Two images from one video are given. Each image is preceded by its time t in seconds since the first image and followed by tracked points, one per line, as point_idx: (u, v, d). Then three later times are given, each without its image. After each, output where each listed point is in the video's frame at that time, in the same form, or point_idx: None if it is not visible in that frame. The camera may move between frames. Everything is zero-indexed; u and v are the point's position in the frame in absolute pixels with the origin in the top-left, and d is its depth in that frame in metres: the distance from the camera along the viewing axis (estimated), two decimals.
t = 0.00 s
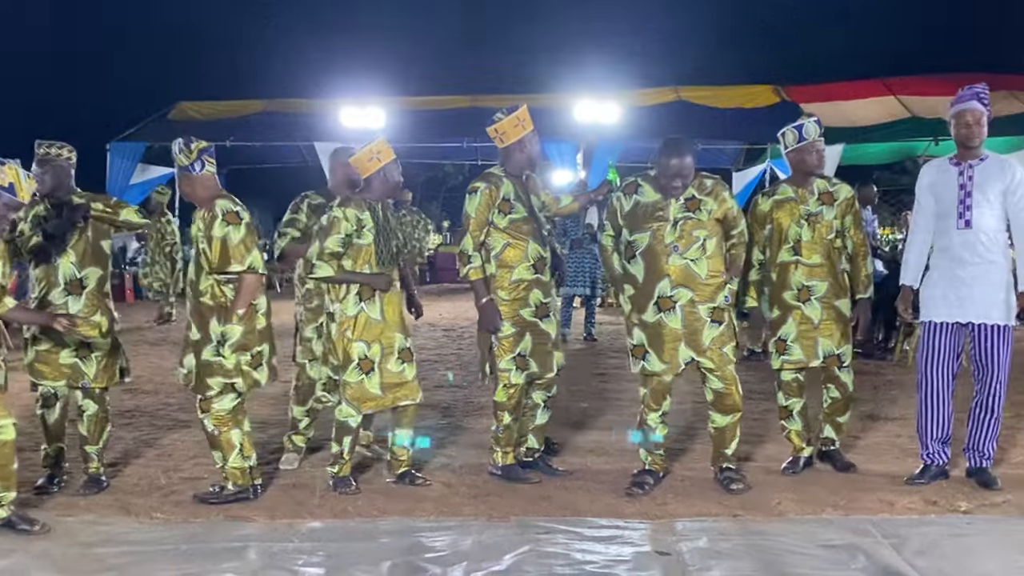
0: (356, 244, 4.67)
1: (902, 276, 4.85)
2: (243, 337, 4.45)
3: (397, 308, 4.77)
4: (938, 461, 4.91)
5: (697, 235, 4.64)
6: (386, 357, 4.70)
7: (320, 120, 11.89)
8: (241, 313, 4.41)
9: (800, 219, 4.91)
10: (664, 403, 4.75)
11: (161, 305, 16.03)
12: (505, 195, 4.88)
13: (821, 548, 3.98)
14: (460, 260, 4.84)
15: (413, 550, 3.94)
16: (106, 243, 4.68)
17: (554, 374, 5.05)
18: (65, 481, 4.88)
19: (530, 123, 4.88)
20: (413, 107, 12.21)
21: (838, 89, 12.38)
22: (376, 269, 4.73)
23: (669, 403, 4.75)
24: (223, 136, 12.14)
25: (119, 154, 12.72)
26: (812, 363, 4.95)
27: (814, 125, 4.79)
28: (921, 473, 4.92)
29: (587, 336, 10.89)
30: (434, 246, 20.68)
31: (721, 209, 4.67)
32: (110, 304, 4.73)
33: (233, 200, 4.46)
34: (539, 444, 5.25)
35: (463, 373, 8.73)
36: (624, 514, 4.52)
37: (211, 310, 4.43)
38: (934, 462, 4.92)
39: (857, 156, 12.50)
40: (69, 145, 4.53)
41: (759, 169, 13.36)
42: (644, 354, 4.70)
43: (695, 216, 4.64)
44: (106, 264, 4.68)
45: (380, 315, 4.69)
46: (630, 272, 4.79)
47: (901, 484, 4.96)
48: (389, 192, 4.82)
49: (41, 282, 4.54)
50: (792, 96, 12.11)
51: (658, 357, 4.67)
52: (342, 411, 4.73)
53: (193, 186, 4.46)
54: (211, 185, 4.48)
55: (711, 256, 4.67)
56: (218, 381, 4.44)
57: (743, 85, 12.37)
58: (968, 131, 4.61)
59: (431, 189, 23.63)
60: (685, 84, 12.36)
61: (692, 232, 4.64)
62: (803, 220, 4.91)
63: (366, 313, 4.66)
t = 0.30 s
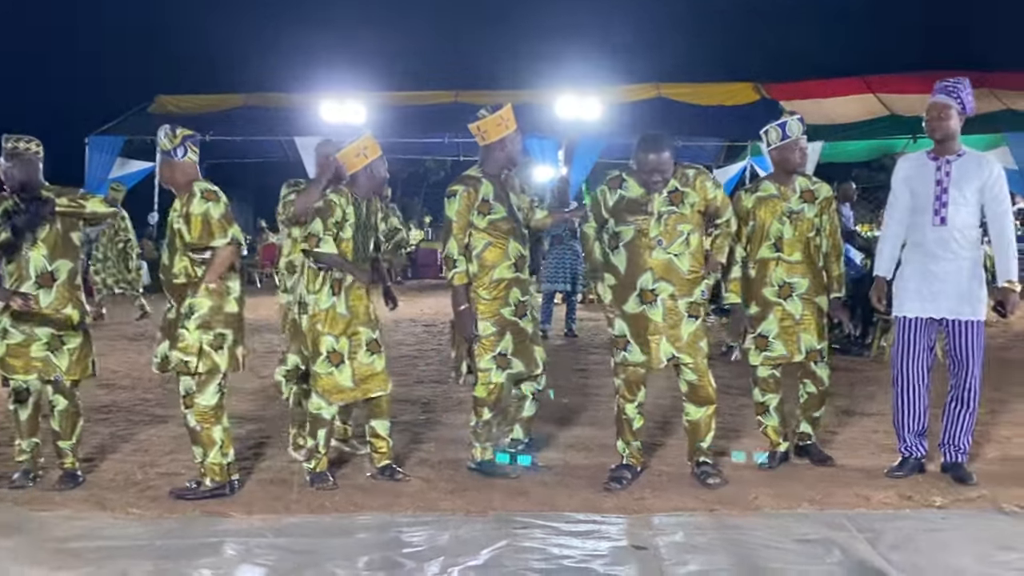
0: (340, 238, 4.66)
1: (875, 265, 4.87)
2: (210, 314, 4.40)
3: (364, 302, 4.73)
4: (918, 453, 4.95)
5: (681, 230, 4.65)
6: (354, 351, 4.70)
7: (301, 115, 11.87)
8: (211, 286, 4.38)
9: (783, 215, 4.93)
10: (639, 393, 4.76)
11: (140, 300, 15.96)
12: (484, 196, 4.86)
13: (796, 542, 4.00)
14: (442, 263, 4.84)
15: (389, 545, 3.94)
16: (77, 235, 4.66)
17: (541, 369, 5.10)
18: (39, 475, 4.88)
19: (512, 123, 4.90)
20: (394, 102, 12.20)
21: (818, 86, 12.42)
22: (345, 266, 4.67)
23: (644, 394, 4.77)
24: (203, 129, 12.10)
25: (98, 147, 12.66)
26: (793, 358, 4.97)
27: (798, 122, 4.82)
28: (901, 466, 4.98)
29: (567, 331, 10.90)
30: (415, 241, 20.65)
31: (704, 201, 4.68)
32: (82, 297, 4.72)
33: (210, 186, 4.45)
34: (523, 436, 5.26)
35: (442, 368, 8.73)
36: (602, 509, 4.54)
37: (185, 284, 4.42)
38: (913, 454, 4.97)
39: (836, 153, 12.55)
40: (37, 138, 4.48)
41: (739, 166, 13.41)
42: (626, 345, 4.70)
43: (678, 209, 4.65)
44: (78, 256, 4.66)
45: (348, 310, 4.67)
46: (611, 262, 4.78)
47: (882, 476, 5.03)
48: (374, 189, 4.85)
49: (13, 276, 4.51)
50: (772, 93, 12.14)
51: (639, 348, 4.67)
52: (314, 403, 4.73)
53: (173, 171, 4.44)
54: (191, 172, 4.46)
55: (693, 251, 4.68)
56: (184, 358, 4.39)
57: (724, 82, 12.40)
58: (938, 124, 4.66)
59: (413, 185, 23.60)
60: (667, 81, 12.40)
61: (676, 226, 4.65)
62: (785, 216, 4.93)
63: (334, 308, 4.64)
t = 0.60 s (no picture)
0: (336, 233, 4.60)
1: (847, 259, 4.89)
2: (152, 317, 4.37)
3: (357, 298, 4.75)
4: (903, 450, 4.97)
5: (670, 230, 4.67)
6: (342, 347, 4.70)
7: (285, 109, 11.85)
8: (161, 289, 4.36)
9: (779, 212, 4.94)
10: (623, 390, 4.76)
11: (122, 295, 15.89)
12: (474, 188, 4.87)
13: (779, 537, 4.02)
14: (432, 254, 4.88)
15: (373, 540, 3.94)
16: (52, 228, 4.64)
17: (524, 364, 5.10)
18: (20, 471, 4.85)
19: (500, 116, 4.89)
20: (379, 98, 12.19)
21: (802, 83, 12.46)
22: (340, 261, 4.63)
23: (628, 391, 4.76)
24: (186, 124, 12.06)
25: (81, 141, 12.60)
26: (779, 355, 4.99)
27: (796, 122, 4.87)
28: (886, 462, 4.99)
29: (552, 327, 10.90)
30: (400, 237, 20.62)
31: (695, 205, 4.70)
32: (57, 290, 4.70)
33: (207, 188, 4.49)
34: (504, 434, 5.24)
35: (426, 364, 8.72)
36: (586, 504, 4.54)
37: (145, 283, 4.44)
38: (898, 451, 4.99)
39: (820, 150, 12.59)
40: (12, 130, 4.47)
41: (724, 162, 13.44)
42: (605, 339, 4.72)
43: (670, 210, 4.66)
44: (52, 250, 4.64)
45: (341, 307, 4.67)
46: (600, 257, 4.78)
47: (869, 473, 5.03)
48: (373, 183, 4.80)
49: None
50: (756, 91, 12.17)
51: (618, 345, 4.69)
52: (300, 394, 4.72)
53: (165, 163, 4.46)
54: (184, 167, 4.46)
55: (681, 252, 4.70)
56: (139, 363, 4.39)
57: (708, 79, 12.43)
58: (904, 121, 4.73)
59: (397, 180, 23.57)
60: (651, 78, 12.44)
61: (665, 226, 4.66)
62: (781, 213, 4.94)
63: (331, 305, 4.64)
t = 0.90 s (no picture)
0: (328, 215, 4.63)
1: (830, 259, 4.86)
2: (127, 319, 4.36)
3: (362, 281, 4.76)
4: (888, 445, 5.00)
5: (648, 226, 4.66)
6: (347, 330, 4.71)
7: (270, 104, 11.82)
8: (133, 291, 4.35)
9: (772, 210, 4.95)
10: (612, 388, 4.76)
11: (107, 291, 15.81)
12: (466, 181, 4.86)
13: (765, 532, 4.03)
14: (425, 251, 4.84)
15: (359, 536, 3.94)
16: (30, 221, 4.63)
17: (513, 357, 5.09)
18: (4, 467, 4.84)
19: (489, 110, 4.89)
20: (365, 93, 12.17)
21: (787, 79, 12.49)
22: (346, 242, 4.68)
23: (617, 388, 4.77)
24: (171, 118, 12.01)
25: (65, 136, 12.55)
26: (772, 351, 5.02)
27: (787, 118, 4.86)
28: (872, 458, 5.02)
29: (539, 323, 10.90)
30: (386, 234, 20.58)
31: (671, 198, 4.69)
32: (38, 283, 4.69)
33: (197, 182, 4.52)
34: (491, 429, 5.26)
35: (413, 359, 8.71)
36: (572, 499, 4.55)
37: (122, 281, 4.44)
38: (883, 446, 5.01)
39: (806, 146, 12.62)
40: None
41: (710, 158, 13.46)
42: (596, 342, 4.71)
43: (646, 206, 4.65)
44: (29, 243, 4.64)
45: (347, 289, 4.69)
46: (581, 262, 4.77)
47: (854, 468, 5.05)
48: (360, 165, 4.83)
49: None
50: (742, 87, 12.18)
51: (611, 344, 4.69)
52: (293, 383, 4.75)
53: (157, 158, 4.47)
54: (173, 161, 4.48)
55: (663, 246, 4.70)
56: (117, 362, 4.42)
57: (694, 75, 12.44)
58: (875, 116, 4.75)
59: (383, 176, 23.52)
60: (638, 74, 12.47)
61: (644, 222, 4.65)
62: (775, 211, 4.95)
63: (332, 287, 4.66)
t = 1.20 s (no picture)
0: (319, 208, 4.61)
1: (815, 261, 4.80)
2: (102, 311, 4.34)
3: (361, 269, 4.74)
4: (877, 442, 5.01)
5: (638, 220, 4.66)
6: (343, 322, 4.70)
7: (260, 99, 11.78)
8: (114, 285, 4.34)
9: (759, 208, 4.97)
10: (599, 380, 4.78)
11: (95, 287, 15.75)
12: (455, 185, 4.86)
13: (755, 528, 4.04)
14: (416, 256, 4.86)
15: (349, 533, 3.93)
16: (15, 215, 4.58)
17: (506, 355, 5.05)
18: None
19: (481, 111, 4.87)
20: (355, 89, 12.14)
21: (777, 76, 12.50)
22: (340, 233, 4.70)
23: (604, 380, 4.78)
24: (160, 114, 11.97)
25: (54, 131, 12.48)
26: (768, 349, 5.02)
27: (772, 119, 4.87)
28: (862, 454, 5.03)
29: (529, 319, 10.89)
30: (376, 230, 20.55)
31: (665, 193, 4.68)
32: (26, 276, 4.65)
33: (197, 186, 4.51)
34: (481, 426, 5.25)
35: (403, 356, 8.70)
36: (562, 496, 4.55)
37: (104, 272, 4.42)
38: (872, 443, 5.03)
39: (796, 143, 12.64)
40: None
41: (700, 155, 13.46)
42: (583, 330, 4.72)
43: (639, 199, 4.65)
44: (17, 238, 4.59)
45: (346, 281, 4.68)
46: (567, 246, 4.78)
47: (843, 465, 5.06)
48: (347, 158, 4.82)
49: None
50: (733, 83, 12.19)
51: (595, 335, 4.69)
52: (294, 377, 4.73)
53: (167, 154, 4.44)
54: (184, 158, 4.46)
55: (651, 241, 4.70)
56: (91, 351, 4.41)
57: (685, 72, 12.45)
58: (862, 115, 4.75)
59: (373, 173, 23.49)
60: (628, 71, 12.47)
61: (634, 216, 4.66)
62: (761, 209, 4.97)
63: (331, 280, 4.65)
